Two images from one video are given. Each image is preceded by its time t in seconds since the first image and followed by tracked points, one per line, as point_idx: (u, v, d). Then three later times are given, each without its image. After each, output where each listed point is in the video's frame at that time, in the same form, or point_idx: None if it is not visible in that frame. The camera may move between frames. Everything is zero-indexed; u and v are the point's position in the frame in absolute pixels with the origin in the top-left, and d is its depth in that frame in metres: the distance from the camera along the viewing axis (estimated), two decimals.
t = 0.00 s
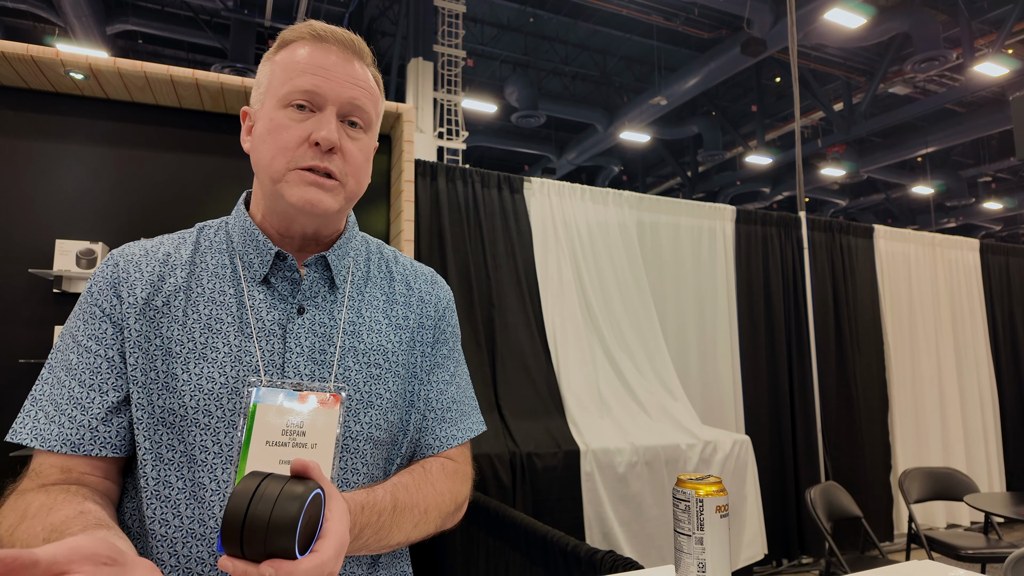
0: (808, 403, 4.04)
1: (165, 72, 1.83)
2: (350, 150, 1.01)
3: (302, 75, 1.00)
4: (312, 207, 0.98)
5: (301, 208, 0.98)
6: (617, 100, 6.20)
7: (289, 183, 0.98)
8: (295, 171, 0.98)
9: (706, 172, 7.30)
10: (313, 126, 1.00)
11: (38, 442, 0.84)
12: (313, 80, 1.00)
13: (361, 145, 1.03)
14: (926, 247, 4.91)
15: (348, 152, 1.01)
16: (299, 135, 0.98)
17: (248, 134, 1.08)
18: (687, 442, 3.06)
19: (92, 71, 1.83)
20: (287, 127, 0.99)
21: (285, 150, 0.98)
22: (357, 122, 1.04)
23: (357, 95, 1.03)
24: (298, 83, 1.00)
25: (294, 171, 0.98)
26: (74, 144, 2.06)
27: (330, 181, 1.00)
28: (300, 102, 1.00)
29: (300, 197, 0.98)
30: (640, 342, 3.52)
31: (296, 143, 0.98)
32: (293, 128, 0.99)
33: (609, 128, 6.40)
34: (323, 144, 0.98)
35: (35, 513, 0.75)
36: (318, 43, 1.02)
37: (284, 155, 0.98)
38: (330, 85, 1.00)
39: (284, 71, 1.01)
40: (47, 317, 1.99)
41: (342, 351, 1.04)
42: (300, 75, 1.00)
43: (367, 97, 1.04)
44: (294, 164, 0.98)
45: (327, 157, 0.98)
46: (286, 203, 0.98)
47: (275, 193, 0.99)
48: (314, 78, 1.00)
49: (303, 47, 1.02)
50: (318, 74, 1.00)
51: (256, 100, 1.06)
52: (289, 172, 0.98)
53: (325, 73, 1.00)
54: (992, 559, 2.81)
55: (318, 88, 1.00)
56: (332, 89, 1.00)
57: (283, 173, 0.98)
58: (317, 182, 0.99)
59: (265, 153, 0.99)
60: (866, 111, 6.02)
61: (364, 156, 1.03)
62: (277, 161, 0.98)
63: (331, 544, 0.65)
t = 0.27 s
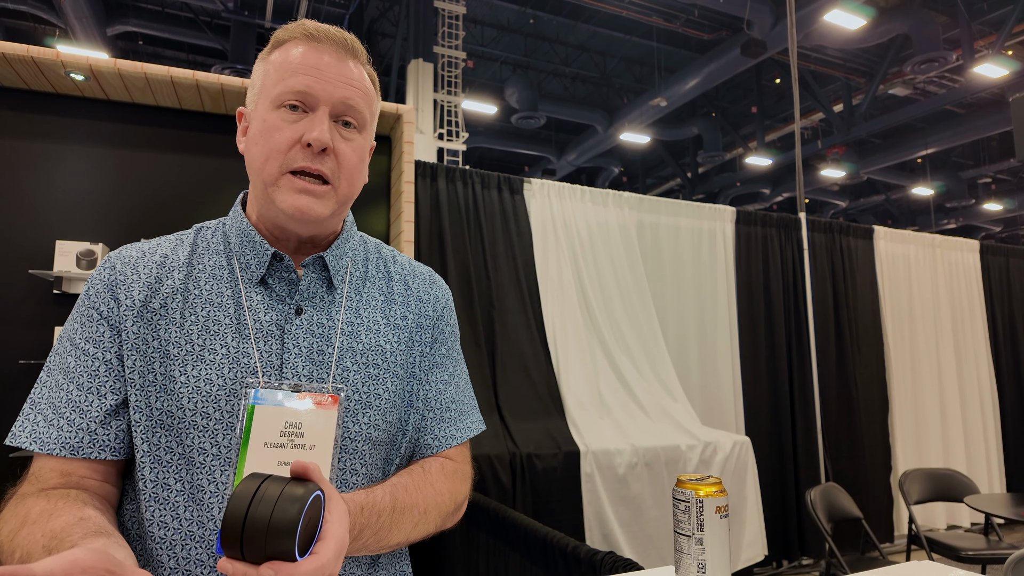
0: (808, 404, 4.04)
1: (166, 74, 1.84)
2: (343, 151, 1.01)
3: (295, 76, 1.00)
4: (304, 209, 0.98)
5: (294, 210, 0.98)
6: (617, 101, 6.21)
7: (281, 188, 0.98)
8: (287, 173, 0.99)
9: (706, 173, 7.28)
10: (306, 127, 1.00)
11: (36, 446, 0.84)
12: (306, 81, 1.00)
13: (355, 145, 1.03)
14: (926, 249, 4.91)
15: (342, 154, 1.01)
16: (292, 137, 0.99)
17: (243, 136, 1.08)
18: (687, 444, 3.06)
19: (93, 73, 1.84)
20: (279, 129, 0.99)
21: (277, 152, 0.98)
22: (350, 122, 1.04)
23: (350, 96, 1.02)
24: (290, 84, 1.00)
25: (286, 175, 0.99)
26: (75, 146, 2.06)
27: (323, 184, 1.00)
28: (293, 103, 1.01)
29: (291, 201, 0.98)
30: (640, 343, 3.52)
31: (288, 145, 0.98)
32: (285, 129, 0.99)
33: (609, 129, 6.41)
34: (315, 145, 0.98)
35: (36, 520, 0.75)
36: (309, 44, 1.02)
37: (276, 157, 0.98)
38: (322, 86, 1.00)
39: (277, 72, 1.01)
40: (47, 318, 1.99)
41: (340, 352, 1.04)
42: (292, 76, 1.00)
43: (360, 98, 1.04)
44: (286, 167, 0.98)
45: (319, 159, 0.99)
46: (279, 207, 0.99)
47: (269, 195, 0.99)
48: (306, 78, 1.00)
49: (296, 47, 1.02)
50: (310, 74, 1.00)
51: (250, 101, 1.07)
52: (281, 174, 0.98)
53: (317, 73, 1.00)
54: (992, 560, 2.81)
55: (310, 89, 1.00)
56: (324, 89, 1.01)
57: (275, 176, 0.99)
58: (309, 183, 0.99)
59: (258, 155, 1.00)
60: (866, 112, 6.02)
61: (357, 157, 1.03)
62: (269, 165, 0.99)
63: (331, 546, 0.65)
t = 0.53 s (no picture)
0: (808, 405, 4.05)
1: (166, 75, 1.84)
2: (349, 152, 1.01)
3: (302, 76, 1.00)
4: (311, 209, 0.98)
5: (301, 210, 0.98)
6: (617, 103, 6.22)
7: (290, 188, 0.98)
8: (294, 172, 0.99)
9: (706, 174, 7.30)
10: (313, 127, 1.00)
11: (35, 444, 0.84)
12: (314, 82, 1.00)
13: (359, 146, 1.04)
14: (926, 250, 4.92)
15: (348, 154, 1.01)
16: (300, 137, 0.99)
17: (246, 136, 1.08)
18: (687, 445, 3.06)
19: (93, 74, 1.84)
20: (288, 129, 0.99)
21: (286, 153, 0.98)
22: (355, 123, 1.04)
23: (355, 97, 1.03)
24: (297, 84, 1.00)
25: (294, 175, 0.99)
26: (75, 147, 2.06)
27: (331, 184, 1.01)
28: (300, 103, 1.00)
29: (299, 201, 0.98)
30: (640, 344, 3.52)
31: (297, 146, 0.98)
32: (293, 129, 0.99)
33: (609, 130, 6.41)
34: (324, 145, 0.98)
35: (29, 510, 0.74)
36: (315, 45, 1.02)
37: (284, 157, 0.98)
38: (330, 87, 1.01)
39: (282, 73, 1.01)
40: (47, 319, 1.99)
41: (340, 351, 1.04)
42: (299, 77, 1.00)
43: (365, 99, 1.05)
44: (295, 167, 0.98)
45: (328, 159, 0.99)
46: (286, 207, 0.99)
47: (276, 196, 0.99)
48: (314, 78, 1.00)
49: (301, 48, 1.02)
50: (318, 75, 1.00)
51: (254, 102, 1.06)
52: (289, 175, 0.98)
53: (324, 75, 1.01)
54: (992, 561, 2.81)
55: (317, 90, 1.00)
56: (332, 91, 1.01)
57: (284, 177, 0.99)
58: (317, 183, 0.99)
59: (265, 156, 0.99)
60: (866, 114, 6.02)
61: (362, 157, 1.04)
62: (278, 165, 0.99)
63: (329, 547, 0.64)
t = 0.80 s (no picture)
0: (808, 406, 4.05)
1: (167, 77, 1.84)
2: (336, 152, 1.01)
3: (294, 77, 1.01)
4: (295, 210, 0.99)
5: (287, 213, 0.99)
6: (617, 104, 6.22)
7: (276, 189, 0.99)
8: (283, 175, 0.99)
9: (706, 176, 7.29)
10: (302, 128, 1.00)
11: (44, 442, 0.83)
12: (303, 82, 1.01)
13: (349, 147, 1.03)
14: (926, 251, 4.92)
15: (335, 155, 1.01)
16: (288, 138, 0.99)
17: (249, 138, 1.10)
18: (687, 446, 3.07)
19: (95, 76, 1.84)
20: (278, 130, 1.00)
21: (273, 154, 0.99)
22: (348, 124, 1.04)
23: (347, 97, 1.02)
24: (289, 85, 1.01)
25: (281, 175, 0.99)
26: (77, 148, 2.06)
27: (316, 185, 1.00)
28: (291, 104, 1.01)
29: (283, 203, 0.99)
30: (640, 345, 3.52)
31: (284, 146, 0.99)
32: (284, 131, 1.00)
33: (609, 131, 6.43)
34: (309, 146, 0.98)
35: (41, 504, 0.75)
36: (312, 47, 1.02)
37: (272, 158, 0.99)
38: (319, 87, 1.01)
39: (278, 75, 1.02)
40: (48, 321, 1.99)
41: (345, 352, 1.05)
42: (291, 77, 1.01)
43: (358, 98, 1.04)
44: (281, 167, 0.99)
45: (313, 159, 0.99)
46: (272, 209, 1.00)
47: (265, 197, 1.01)
48: (304, 79, 1.01)
49: (298, 51, 1.03)
50: (308, 75, 1.01)
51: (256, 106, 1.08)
52: (280, 178, 0.99)
53: (315, 75, 1.01)
54: (993, 563, 2.81)
55: (307, 89, 1.00)
56: (322, 91, 1.01)
57: (272, 177, 0.99)
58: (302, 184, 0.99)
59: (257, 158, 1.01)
60: (866, 115, 6.03)
61: (351, 158, 1.02)
62: (267, 166, 1.00)
63: (324, 528, 0.64)
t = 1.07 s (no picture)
0: (809, 407, 4.05)
1: (169, 78, 1.85)
2: (347, 159, 1.01)
3: (304, 83, 1.01)
4: (304, 212, 0.99)
5: (294, 213, 0.99)
6: (617, 105, 6.23)
7: (284, 189, 0.99)
8: (289, 175, 1.00)
9: (706, 177, 7.28)
10: (311, 133, 1.01)
11: (46, 444, 0.84)
12: (314, 88, 1.01)
13: (359, 154, 1.04)
14: (927, 252, 4.92)
15: (346, 161, 1.01)
16: (297, 141, 0.99)
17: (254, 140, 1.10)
18: (687, 447, 3.07)
19: (97, 77, 1.85)
20: (287, 133, 1.01)
21: (282, 156, 0.99)
22: (357, 131, 1.05)
23: (358, 105, 1.03)
24: (299, 90, 1.01)
25: (289, 177, 1.00)
26: (78, 149, 2.07)
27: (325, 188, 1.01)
28: (300, 109, 1.02)
29: (293, 204, 0.99)
30: (641, 346, 3.52)
31: (294, 150, 0.99)
32: (292, 134, 1.00)
33: (610, 132, 6.41)
34: (319, 151, 0.98)
35: (42, 506, 0.76)
36: (322, 54, 1.03)
37: (280, 160, 0.99)
38: (330, 93, 1.01)
39: (287, 80, 1.03)
40: (50, 321, 2.00)
41: (346, 354, 1.05)
42: (301, 83, 1.01)
43: (369, 106, 1.05)
44: (291, 169, 0.99)
45: (323, 164, 0.99)
46: (281, 209, 1.00)
47: (272, 197, 1.00)
48: (314, 85, 1.01)
49: (309, 56, 1.03)
50: (318, 81, 1.01)
51: (263, 107, 1.08)
52: (286, 179, 0.99)
53: (326, 82, 1.01)
54: (994, 564, 2.81)
55: (317, 95, 1.01)
56: (333, 98, 1.01)
57: (279, 179, 0.99)
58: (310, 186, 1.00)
59: (264, 159, 1.01)
60: (867, 116, 6.03)
61: (362, 165, 1.04)
62: (274, 168, 1.00)
63: (330, 534, 0.64)
